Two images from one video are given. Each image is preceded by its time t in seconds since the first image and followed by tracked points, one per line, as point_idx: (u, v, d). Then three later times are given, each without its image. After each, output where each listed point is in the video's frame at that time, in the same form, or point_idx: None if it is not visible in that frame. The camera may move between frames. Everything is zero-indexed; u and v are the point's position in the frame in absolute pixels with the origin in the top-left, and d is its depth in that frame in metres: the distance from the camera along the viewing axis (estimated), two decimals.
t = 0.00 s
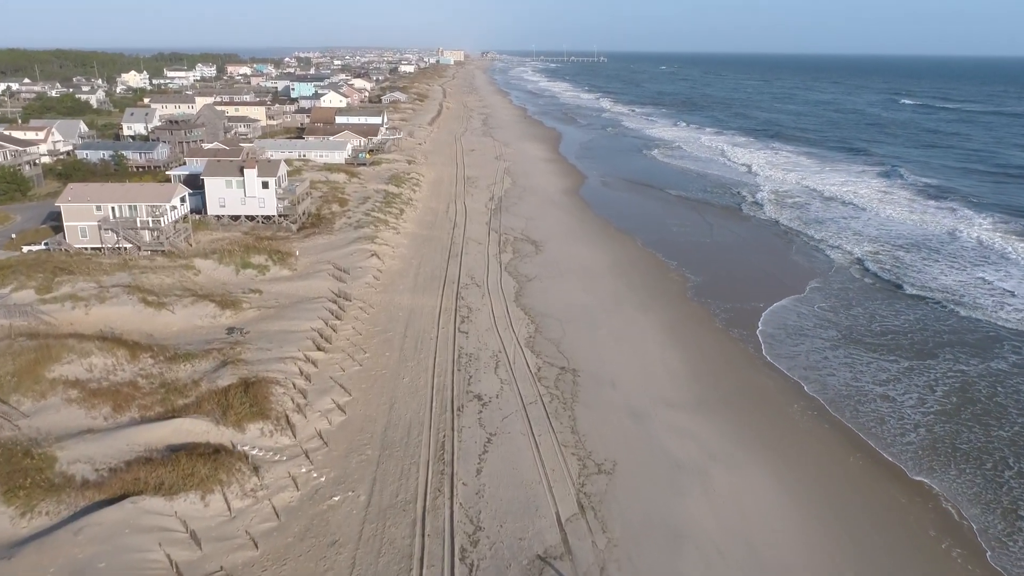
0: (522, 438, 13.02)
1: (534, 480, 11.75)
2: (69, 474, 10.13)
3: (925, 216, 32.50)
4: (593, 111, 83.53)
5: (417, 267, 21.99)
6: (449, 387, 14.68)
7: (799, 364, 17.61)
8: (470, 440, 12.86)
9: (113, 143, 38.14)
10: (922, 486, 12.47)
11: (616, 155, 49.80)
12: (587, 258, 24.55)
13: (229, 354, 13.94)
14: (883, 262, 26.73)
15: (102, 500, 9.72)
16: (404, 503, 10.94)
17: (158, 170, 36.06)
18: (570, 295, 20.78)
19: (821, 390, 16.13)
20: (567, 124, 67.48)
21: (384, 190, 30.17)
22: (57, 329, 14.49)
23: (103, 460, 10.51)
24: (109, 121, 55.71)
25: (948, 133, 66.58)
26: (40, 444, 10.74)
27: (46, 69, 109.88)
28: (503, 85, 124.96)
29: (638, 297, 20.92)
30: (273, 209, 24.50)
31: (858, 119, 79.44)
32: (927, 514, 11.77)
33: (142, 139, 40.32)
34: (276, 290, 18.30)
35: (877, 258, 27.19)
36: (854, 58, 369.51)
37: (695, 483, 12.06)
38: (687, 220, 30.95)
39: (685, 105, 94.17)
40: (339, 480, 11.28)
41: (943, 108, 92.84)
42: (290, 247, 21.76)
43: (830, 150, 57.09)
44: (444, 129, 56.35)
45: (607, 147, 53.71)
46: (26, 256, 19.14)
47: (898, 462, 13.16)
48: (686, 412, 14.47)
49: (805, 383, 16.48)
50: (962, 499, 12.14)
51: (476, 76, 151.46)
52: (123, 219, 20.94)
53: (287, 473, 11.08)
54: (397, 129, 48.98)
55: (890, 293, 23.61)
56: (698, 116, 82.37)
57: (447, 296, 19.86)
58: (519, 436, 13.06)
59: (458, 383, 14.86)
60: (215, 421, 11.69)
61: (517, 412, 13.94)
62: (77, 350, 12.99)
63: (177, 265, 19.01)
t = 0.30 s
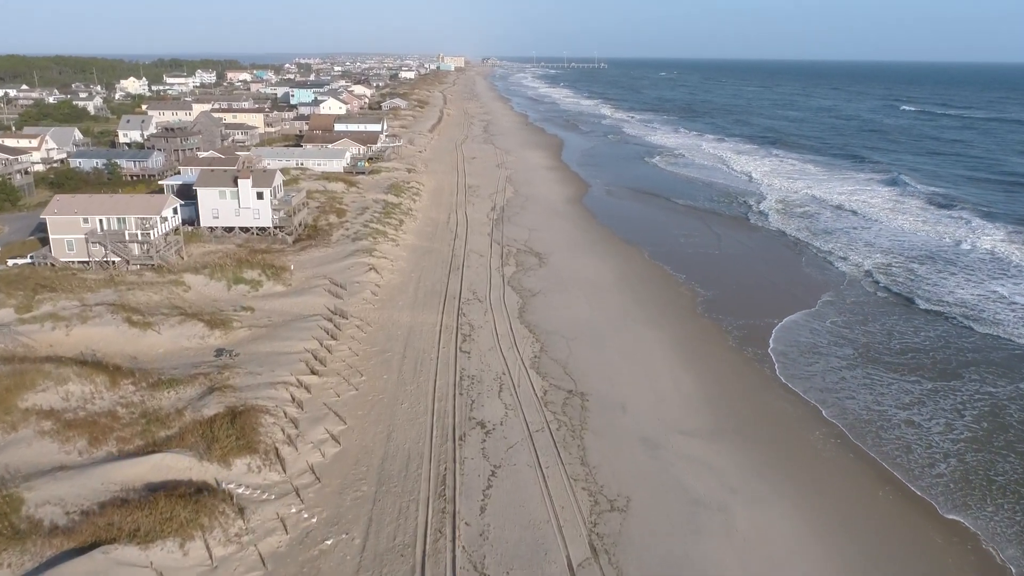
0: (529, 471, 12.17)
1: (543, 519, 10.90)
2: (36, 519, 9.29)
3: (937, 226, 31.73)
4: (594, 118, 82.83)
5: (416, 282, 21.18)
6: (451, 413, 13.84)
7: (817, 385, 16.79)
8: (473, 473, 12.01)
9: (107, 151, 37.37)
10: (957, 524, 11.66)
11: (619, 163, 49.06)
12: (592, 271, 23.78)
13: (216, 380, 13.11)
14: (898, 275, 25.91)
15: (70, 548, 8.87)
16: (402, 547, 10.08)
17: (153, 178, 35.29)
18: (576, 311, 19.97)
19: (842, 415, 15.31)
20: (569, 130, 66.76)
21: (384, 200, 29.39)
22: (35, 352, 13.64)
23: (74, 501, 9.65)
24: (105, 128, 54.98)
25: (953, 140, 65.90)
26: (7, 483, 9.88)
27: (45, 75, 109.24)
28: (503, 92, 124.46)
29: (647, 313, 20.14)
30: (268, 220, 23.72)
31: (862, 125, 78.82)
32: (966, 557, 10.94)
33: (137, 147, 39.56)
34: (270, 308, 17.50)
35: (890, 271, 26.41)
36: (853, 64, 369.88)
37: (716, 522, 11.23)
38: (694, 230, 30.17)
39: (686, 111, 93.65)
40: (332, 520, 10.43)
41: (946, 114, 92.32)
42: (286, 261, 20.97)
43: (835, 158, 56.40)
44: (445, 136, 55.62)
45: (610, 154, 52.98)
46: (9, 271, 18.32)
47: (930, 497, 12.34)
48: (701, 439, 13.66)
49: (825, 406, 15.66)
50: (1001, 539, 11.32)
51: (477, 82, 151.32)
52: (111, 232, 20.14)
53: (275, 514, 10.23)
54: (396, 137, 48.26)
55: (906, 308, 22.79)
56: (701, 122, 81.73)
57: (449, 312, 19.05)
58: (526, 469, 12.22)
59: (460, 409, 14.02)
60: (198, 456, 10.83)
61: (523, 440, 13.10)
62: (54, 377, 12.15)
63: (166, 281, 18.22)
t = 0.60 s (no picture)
0: (536, 508, 11.31)
1: (553, 564, 10.04)
2: None
3: (949, 236, 30.96)
4: (595, 124, 82.21)
5: (415, 297, 20.37)
6: (452, 441, 13.00)
7: (836, 408, 15.98)
8: (477, 510, 11.13)
9: (100, 159, 36.58)
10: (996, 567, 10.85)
11: (622, 171, 48.35)
12: (597, 284, 22.98)
13: (202, 408, 12.26)
14: (912, 288, 25.11)
15: None
16: None
17: (146, 187, 34.50)
18: (582, 328, 19.16)
19: (867, 442, 14.46)
20: (570, 137, 66.05)
21: (382, 210, 28.61)
22: (8, 377, 12.78)
23: (39, 550, 8.78)
24: (101, 135, 54.26)
25: (958, 147, 65.20)
26: None
27: (43, 81, 108.58)
28: (503, 97, 124.02)
29: (656, 330, 19.34)
30: (262, 232, 22.92)
31: (865, 132, 78.20)
32: None
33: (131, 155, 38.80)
34: (262, 326, 16.69)
35: (904, 284, 25.61)
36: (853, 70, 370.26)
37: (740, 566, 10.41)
38: (701, 241, 29.40)
39: (688, 118, 93.08)
40: (324, 566, 9.58)
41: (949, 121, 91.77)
42: (280, 276, 20.16)
43: (840, 165, 55.72)
44: (445, 143, 54.93)
45: (612, 162, 52.31)
46: None
47: (965, 536, 11.52)
48: (719, 471, 12.83)
49: (846, 432, 14.84)
50: None
51: (476, 88, 150.87)
52: (97, 245, 19.32)
53: (260, 561, 9.37)
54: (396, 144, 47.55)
55: (923, 323, 22.01)
56: (702, 129, 81.10)
57: (449, 330, 18.22)
58: (533, 505, 11.36)
59: (462, 437, 13.17)
60: (178, 495, 9.98)
61: (530, 473, 12.24)
62: (26, 406, 11.31)
63: (154, 298, 17.40)
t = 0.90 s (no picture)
0: (546, 550, 10.45)
1: None
2: None
3: (964, 247, 30.14)
4: (597, 131, 81.47)
5: (415, 312, 19.53)
6: (454, 473, 12.16)
7: (859, 433, 15.12)
8: (481, 554, 10.27)
9: (94, 167, 35.80)
10: None
11: (626, 178, 47.59)
12: (604, 298, 22.16)
13: (186, 439, 11.42)
14: (929, 301, 24.24)
15: None
16: None
17: (140, 196, 33.73)
18: (590, 345, 18.32)
19: (893, 472, 13.59)
20: (572, 143, 65.33)
21: (381, 220, 27.81)
22: None
23: None
24: (97, 142, 53.56)
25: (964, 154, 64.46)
26: None
27: (42, 87, 108.04)
28: (504, 104, 123.60)
29: (667, 347, 18.48)
30: (257, 244, 22.09)
31: (869, 138, 77.50)
32: None
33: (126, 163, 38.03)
34: (253, 346, 15.85)
35: (920, 297, 24.78)
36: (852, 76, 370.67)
37: None
38: (709, 251, 28.59)
39: (690, 124, 92.44)
40: None
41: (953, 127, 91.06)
42: (273, 291, 19.35)
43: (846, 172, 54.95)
44: (445, 150, 54.22)
45: (616, 169, 51.55)
46: None
47: None
48: (739, 506, 12.02)
49: (872, 460, 13.99)
50: None
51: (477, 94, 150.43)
52: (83, 258, 18.51)
53: None
54: (396, 151, 46.81)
55: (943, 338, 21.14)
56: (705, 135, 80.42)
57: (450, 348, 17.39)
58: (542, 547, 10.51)
59: (464, 468, 12.33)
60: (154, 542, 9.12)
61: (538, 509, 11.39)
62: None
63: (141, 315, 16.58)
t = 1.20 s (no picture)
0: None
1: None
2: None
3: (978, 257, 29.33)
4: (598, 137, 80.76)
5: (414, 329, 18.70)
6: (455, 509, 11.30)
7: (883, 461, 14.27)
8: None
9: (86, 175, 34.99)
10: None
11: (629, 185, 46.86)
12: (610, 313, 21.36)
13: (166, 475, 10.56)
14: (947, 314, 23.40)
15: None
16: None
17: (134, 205, 32.95)
18: (598, 365, 17.50)
19: (924, 505, 12.72)
20: (573, 150, 64.62)
21: (380, 230, 27.01)
22: None
23: None
24: (93, 149, 52.87)
25: (970, 160, 63.71)
26: None
27: (41, 93, 107.59)
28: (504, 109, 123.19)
29: (679, 368, 17.66)
30: (250, 256, 21.27)
31: (872, 144, 76.86)
32: None
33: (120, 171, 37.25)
34: (243, 368, 15.00)
35: (936, 310, 23.95)
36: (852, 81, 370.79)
37: None
38: (716, 262, 27.80)
39: (692, 130, 91.79)
40: None
41: (956, 133, 90.40)
42: (266, 307, 18.53)
43: (852, 179, 54.18)
44: (446, 157, 53.48)
45: (618, 176, 50.83)
46: None
47: None
48: (762, 545, 11.17)
49: (899, 492, 13.13)
50: None
51: (477, 99, 149.97)
52: (67, 273, 17.66)
53: None
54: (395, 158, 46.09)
55: (964, 354, 20.26)
56: (707, 141, 79.75)
57: (451, 368, 16.54)
58: None
59: (466, 503, 11.48)
60: None
61: (547, 551, 10.51)
62: None
63: (126, 334, 15.74)
